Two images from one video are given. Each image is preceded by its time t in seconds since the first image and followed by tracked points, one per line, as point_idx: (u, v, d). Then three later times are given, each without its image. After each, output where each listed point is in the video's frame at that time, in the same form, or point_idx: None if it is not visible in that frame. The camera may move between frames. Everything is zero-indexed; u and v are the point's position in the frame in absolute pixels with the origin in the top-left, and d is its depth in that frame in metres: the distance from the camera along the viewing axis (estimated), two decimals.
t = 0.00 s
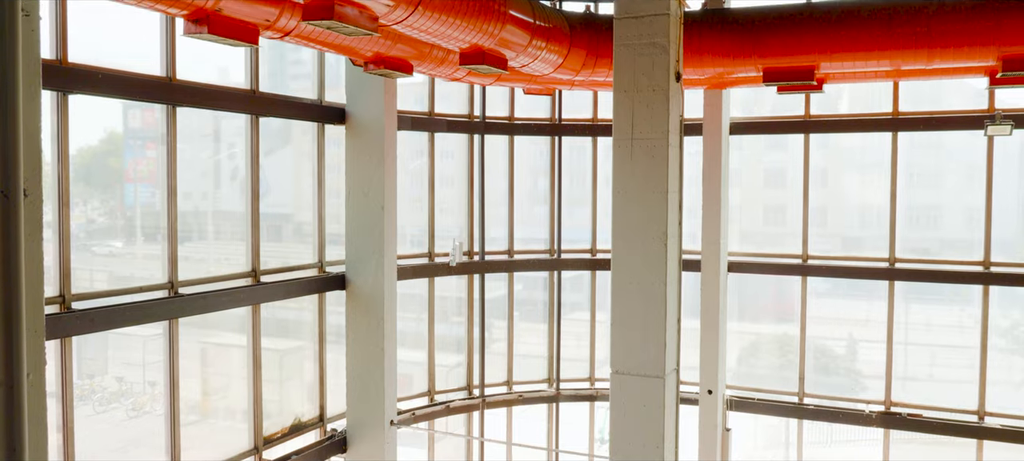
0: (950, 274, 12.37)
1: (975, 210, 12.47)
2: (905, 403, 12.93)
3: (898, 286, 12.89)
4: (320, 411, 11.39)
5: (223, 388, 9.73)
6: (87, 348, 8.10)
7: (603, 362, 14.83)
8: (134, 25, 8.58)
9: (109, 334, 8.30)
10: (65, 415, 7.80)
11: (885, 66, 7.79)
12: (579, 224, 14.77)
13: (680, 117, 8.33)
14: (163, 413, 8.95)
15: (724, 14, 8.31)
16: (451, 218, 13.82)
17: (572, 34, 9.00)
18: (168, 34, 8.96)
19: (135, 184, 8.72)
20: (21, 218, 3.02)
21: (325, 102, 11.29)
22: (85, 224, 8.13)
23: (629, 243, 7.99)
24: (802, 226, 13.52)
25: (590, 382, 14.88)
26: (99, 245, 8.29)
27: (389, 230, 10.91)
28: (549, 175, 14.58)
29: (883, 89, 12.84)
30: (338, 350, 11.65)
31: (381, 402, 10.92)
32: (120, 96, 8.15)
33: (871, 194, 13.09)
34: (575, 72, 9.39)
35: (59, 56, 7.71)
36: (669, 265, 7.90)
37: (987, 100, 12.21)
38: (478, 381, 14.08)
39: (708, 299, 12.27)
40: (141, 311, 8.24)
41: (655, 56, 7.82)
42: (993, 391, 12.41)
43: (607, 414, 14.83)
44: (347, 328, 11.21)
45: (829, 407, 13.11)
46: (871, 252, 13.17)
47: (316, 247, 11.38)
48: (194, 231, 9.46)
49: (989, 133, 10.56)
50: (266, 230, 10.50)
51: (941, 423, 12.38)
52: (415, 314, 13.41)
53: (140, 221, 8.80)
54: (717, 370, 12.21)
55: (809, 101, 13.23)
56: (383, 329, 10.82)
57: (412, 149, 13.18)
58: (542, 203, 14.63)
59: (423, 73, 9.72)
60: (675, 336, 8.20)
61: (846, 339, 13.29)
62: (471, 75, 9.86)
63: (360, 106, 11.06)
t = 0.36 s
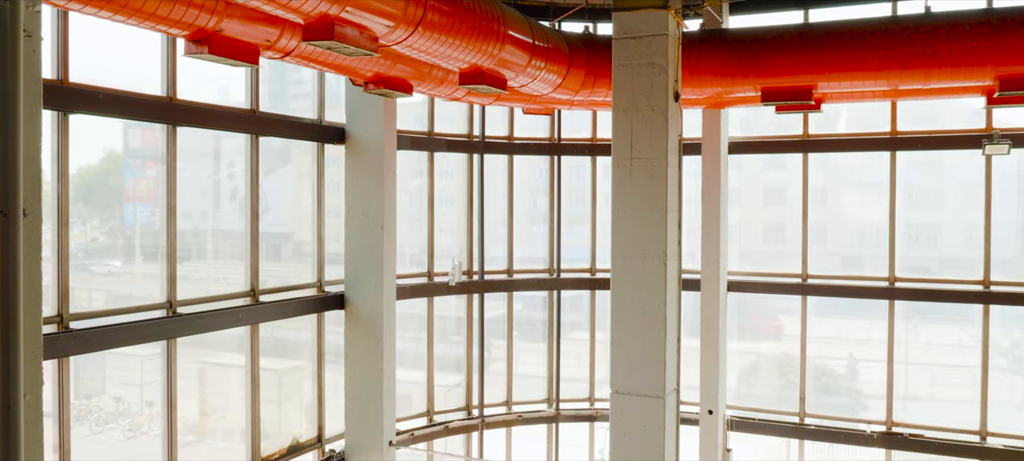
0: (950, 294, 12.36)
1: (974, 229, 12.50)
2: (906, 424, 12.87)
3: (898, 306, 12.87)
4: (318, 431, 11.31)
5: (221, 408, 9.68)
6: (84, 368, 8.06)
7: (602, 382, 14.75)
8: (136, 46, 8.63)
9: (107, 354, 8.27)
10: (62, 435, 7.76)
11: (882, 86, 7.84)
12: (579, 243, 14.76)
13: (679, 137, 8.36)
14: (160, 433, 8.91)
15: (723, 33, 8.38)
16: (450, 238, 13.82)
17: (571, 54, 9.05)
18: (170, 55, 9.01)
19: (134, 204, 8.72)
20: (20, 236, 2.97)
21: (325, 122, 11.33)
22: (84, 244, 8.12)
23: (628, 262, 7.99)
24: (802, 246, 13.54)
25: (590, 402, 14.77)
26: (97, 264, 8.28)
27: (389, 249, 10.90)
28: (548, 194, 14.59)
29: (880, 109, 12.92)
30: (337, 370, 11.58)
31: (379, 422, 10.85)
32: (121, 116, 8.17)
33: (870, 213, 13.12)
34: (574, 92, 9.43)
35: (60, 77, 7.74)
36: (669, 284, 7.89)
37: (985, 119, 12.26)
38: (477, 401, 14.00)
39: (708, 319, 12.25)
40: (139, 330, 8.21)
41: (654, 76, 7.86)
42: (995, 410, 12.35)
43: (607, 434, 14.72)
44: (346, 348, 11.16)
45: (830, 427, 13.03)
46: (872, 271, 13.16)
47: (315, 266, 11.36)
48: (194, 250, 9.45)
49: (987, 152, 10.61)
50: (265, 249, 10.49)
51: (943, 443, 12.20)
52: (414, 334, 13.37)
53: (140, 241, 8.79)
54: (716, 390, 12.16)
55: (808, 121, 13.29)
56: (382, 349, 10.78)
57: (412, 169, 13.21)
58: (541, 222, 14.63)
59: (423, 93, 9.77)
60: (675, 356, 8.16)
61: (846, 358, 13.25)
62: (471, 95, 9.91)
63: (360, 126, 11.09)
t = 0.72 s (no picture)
0: (950, 313, 12.35)
1: (973, 247, 12.51)
2: (908, 444, 12.81)
3: (898, 325, 12.84)
4: (316, 452, 11.22)
5: (219, 429, 9.63)
6: (81, 388, 8.01)
7: (602, 402, 14.66)
8: (137, 66, 8.66)
9: (104, 374, 8.22)
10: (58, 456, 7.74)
11: (881, 106, 7.89)
12: (578, 262, 14.75)
13: (677, 157, 8.38)
14: (157, 454, 8.87)
15: (721, 54, 8.43)
16: (449, 257, 13.81)
17: (570, 74, 9.11)
18: (170, 75, 9.05)
19: (134, 223, 8.71)
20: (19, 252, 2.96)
21: (325, 142, 11.36)
22: (82, 263, 8.09)
23: (626, 282, 7.98)
24: (801, 265, 13.54)
25: (590, 423, 14.68)
26: (96, 283, 8.25)
27: (388, 269, 10.89)
28: (548, 213, 14.60)
29: (878, 129, 12.97)
30: (336, 390, 11.50)
31: (378, 443, 10.77)
32: (121, 136, 8.19)
33: (870, 233, 13.14)
34: (573, 111, 9.46)
35: (60, 96, 7.75)
36: (668, 303, 7.88)
37: (983, 138, 12.32)
38: (476, 422, 13.91)
39: (708, 339, 12.22)
40: (136, 350, 8.18)
41: (652, 97, 7.91)
42: (997, 430, 12.29)
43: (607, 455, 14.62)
44: (345, 368, 11.11)
45: (831, 448, 12.95)
46: (872, 291, 13.15)
47: (314, 286, 11.33)
48: (192, 270, 9.42)
49: (985, 172, 10.64)
50: (263, 268, 10.47)
51: None
52: (413, 354, 13.31)
53: (138, 260, 8.77)
54: (717, 410, 12.10)
55: (806, 140, 13.35)
56: (381, 369, 10.72)
57: (411, 188, 13.23)
58: (540, 241, 14.64)
59: (423, 113, 9.81)
60: (674, 375, 8.13)
61: (846, 378, 13.21)
62: (470, 115, 9.95)
63: (360, 146, 11.12)
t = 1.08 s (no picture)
0: (950, 333, 12.34)
1: (973, 267, 12.54)
2: None
3: (899, 345, 12.81)
4: None
5: (216, 449, 9.55)
6: (79, 408, 7.96)
7: (602, 422, 14.56)
8: (138, 85, 8.69)
9: (101, 394, 8.17)
10: None
11: (879, 125, 7.94)
12: (578, 282, 14.74)
13: (676, 177, 8.41)
14: None
15: (719, 74, 8.50)
16: (448, 277, 13.80)
17: (569, 94, 9.16)
18: (171, 94, 9.08)
19: (133, 242, 8.69)
20: (17, 275, 2.82)
21: (325, 161, 11.38)
22: (80, 282, 8.07)
23: (626, 301, 7.96)
24: (800, 285, 13.54)
25: (589, 443, 14.58)
26: (94, 303, 8.23)
27: (387, 288, 10.88)
28: (547, 233, 14.61)
29: (877, 149, 13.03)
30: (334, 411, 11.42)
31: None
32: (122, 155, 8.21)
33: (869, 252, 13.16)
34: (572, 131, 9.50)
35: (61, 115, 7.77)
36: (668, 323, 7.86)
37: (981, 158, 12.39)
38: (475, 442, 13.80)
39: (708, 358, 12.18)
40: (134, 370, 8.14)
41: (651, 117, 7.95)
42: (999, 450, 12.23)
43: None
44: (344, 388, 11.07)
45: None
46: (872, 310, 13.14)
47: (313, 305, 11.30)
48: (191, 289, 9.40)
49: (985, 191, 10.69)
50: (262, 288, 10.44)
51: None
52: (412, 374, 13.24)
53: (137, 279, 8.74)
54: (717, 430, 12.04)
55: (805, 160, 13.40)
56: (380, 389, 10.67)
57: (410, 208, 13.23)
58: (540, 260, 14.63)
59: (423, 132, 9.85)
60: (675, 395, 8.09)
61: (847, 398, 13.16)
62: (470, 134, 10.00)
63: (360, 166, 11.15)
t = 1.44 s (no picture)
0: (951, 352, 12.29)
1: (973, 286, 12.52)
2: None
3: (899, 365, 12.76)
4: None
5: None
6: (75, 428, 7.91)
7: (602, 442, 14.46)
8: (138, 105, 8.73)
9: (98, 414, 8.12)
10: None
11: (877, 145, 7.97)
12: (577, 302, 14.72)
13: (675, 196, 8.42)
14: None
15: (718, 94, 8.54)
16: (447, 296, 13.78)
17: (568, 114, 9.20)
18: (170, 114, 9.11)
19: (131, 261, 8.68)
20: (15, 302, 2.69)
21: (324, 181, 11.41)
22: (79, 302, 8.05)
23: (625, 322, 7.94)
24: (800, 304, 13.52)
25: None
26: (92, 322, 8.20)
27: (385, 308, 10.85)
28: (546, 253, 14.61)
29: (875, 168, 13.07)
30: (332, 431, 11.35)
31: None
32: (121, 175, 8.23)
33: (868, 271, 13.16)
34: (571, 150, 9.53)
35: (61, 135, 7.79)
36: (667, 344, 7.83)
37: (979, 178, 12.41)
38: None
39: (708, 378, 12.12)
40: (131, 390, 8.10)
41: (650, 137, 7.98)
42: None
43: None
44: (342, 409, 11.01)
45: None
46: (872, 330, 13.11)
47: (312, 325, 11.26)
48: (189, 309, 9.37)
49: (985, 211, 10.72)
50: (261, 308, 10.41)
51: None
52: (410, 394, 13.16)
53: (135, 299, 8.72)
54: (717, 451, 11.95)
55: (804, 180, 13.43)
56: (379, 409, 10.61)
57: (410, 227, 13.23)
58: (539, 280, 14.62)
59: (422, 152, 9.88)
60: (675, 416, 8.04)
61: (848, 418, 13.09)
62: (469, 154, 10.02)
63: (359, 186, 11.17)
